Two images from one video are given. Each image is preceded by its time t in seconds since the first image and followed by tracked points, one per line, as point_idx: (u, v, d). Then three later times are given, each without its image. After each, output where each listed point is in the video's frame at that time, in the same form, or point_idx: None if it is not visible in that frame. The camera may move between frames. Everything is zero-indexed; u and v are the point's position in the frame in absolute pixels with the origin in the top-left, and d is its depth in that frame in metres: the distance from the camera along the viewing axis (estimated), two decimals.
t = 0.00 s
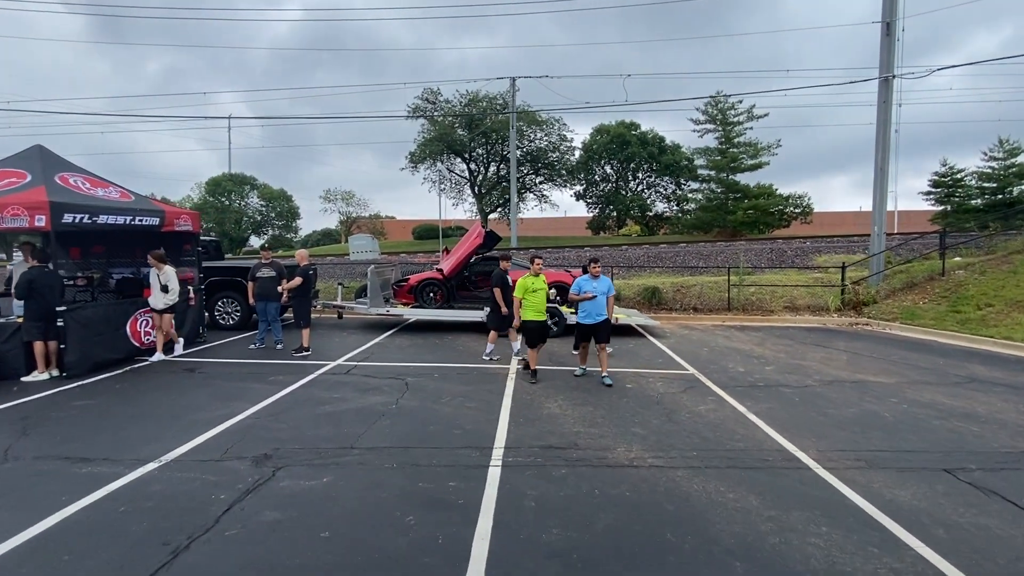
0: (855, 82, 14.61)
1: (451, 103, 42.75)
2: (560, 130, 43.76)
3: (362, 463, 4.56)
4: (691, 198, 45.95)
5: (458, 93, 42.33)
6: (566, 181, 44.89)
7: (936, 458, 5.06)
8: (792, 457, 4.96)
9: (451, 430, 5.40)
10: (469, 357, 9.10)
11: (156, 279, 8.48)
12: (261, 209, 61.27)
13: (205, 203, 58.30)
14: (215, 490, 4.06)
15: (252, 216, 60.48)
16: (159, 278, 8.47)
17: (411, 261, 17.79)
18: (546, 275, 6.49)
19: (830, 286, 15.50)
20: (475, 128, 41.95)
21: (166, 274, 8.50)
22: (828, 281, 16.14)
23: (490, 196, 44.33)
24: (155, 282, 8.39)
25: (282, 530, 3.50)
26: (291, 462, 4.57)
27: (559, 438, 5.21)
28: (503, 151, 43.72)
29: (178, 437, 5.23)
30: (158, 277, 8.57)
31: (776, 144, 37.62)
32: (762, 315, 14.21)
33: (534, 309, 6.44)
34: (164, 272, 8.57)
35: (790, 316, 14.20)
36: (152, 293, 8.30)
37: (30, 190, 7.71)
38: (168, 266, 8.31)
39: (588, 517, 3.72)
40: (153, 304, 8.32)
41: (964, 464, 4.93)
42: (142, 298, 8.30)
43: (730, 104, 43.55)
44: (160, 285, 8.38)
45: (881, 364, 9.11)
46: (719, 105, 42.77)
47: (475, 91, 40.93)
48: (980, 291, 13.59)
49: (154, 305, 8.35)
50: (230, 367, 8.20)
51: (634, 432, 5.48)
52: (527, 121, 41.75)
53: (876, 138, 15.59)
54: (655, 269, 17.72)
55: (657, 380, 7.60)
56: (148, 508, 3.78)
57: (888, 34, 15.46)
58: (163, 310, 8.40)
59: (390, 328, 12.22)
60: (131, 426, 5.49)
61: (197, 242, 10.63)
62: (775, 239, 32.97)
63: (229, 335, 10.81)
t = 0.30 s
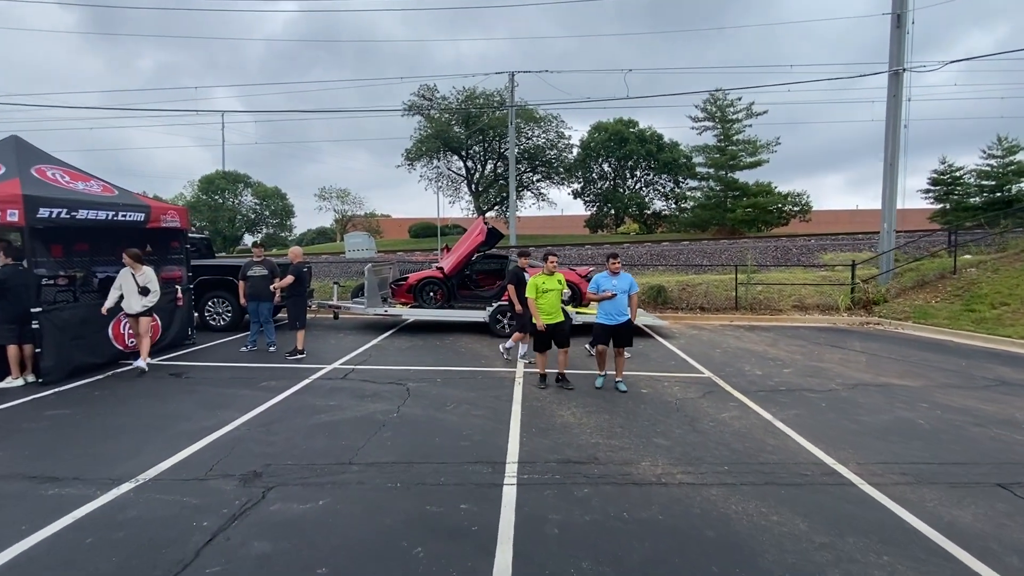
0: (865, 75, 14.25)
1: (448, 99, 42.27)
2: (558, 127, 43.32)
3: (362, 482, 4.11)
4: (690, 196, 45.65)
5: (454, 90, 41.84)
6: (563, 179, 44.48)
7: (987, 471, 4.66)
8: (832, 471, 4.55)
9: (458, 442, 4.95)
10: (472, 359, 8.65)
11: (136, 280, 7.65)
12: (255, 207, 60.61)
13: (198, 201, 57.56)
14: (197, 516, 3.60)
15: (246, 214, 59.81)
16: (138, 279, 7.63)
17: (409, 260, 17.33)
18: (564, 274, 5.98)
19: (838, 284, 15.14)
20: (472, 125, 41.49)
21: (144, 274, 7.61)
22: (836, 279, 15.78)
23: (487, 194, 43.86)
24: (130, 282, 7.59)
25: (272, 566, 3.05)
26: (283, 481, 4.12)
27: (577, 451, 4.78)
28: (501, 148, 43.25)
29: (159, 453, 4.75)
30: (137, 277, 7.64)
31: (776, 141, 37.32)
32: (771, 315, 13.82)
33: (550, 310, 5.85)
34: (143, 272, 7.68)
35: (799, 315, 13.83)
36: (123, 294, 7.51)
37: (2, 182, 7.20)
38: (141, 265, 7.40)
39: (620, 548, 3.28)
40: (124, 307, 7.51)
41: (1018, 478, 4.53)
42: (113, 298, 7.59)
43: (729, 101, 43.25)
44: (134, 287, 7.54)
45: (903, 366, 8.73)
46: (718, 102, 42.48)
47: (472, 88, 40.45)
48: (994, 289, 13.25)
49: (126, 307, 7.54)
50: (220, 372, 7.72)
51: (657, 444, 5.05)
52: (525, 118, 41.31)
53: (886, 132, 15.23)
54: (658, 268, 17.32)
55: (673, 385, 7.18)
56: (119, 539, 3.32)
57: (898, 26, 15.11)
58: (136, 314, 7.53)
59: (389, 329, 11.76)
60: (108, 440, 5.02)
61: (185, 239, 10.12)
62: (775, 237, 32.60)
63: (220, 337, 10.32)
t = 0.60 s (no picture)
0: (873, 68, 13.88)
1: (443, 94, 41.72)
2: (554, 123, 42.84)
3: (357, 509, 3.68)
4: (687, 193, 45.33)
5: (450, 85, 41.30)
6: (560, 175, 44.03)
7: None
8: (875, 491, 4.15)
9: (463, 459, 4.52)
10: (473, 362, 8.22)
11: (105, 281, 6.82)
12: (247, 204, 59.85)
13: (189, 197, 56.71)
14: (169, 554, 3.16)
15: (238, 211, 59.02)
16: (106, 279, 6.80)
17: (405, 258, 16.84)
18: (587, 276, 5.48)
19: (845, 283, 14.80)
20: (468, 121, 40.95)
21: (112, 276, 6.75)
22: (842, 277, 15.44)
23: (483, 191, 43.36)
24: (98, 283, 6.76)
25: None
26: (269, 509, 3.68)
27: (594, 470, 4.36)
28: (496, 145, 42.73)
29: (133, 473, 4.31)
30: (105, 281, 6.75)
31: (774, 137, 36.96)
32: (777, 314, 13.47)
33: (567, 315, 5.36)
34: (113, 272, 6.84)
35: (806, 314, 13.47)
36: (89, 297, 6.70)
37: None
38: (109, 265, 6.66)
39: None
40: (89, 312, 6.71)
41: None
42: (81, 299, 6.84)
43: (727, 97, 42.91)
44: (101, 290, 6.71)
45: (924, 369, 8.36)
46: (716, 98, 42.15)
47: (468, 83, 39.88)
48: (1006, 288, 12.93)
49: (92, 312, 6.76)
50: (205, 378, 7.24)
51: (679, 460, 4.64)
52: (521, 113, 40.83)
53: (894, 127, 14.88)
54: (660, 266, 16.93)
55: (688, 391, 6.78)
56: None
57: (908, 18, 14.74)
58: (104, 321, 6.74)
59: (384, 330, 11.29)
60: (77, 458, 4.56)
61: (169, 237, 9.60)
62: (774, 234, 32.23)
63: (207, 339, 9.82)
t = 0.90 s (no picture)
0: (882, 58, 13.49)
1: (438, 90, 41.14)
2: (551, 119, 42.35)
3: (350, 538, 3.23)
4: (684, 190, 45.01)
5: (445, 80, 40.71)
6: (556, 172, 43.55)
7: None
8: (925, 510, 3.74)
9: (469, 476, 4.10)
10: (474, 364, 7.78)
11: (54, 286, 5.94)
12: (239, 201, 59.10)
13: (180, 194, 55.89)
14: None
15: (231, 208, 58.24)
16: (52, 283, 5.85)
17: (400, 255, 16.36)
18: (602, 274, 5.03)
19: (852, 279, 14.44)
20: (463, 116, 40.41)
21: (60, 278, 5.88)
22: (849, 274, 15.11)
23: (479, 187, 42.85)
24: (43, 288, 5.82)
25: None
26: (249, 538, 3.23)
27: (614, 488, 3.93)
28: (492, 141, 42.20)
29: (100, 494, 3.86)
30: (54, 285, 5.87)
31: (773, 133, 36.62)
32: (784, 312, 13.10)
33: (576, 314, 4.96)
34: (60, 274, 5.90)
35: (814, 312, 13.12)
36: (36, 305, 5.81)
37: None
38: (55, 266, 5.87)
39: None
40: (35, 322, 5.79)
41: None
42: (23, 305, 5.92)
43: (725, 93, 42.58)
44: (48, 296, 5.83)
45: (945, 370, 8.00)
46: (714, 94, 41.81)
47: (463, 78, 39.32)
48: (1018, 284, 12.63)
49: (37, 322, 5.84)
50: (187, 383, 6.77)
51: (705, 475, 4.23)
52: (517, 109, 40.32)
53: (903, 120, 14.53)
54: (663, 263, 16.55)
55: (704, 395, 6.37)
56: None
57: (917, 8, 14.37)
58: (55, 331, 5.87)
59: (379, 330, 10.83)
60: (38, 478, 4.09)
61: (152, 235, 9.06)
62: (772, 231, 31.96)
63: (192, 342, 9.32)
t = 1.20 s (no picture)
0: (892, 50, 13.07)
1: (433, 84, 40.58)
2: (548, 114, 41.84)
3: None
4: (682, 186, 44.64)
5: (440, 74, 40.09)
6: (553, 167, 43.07)
7: None
8: (989, 540, 3.34)
9: (475, 502, 3.66)
10: (475, 368, 7.34)
11: None
12: (232, 197, 58.33)
13: (171, 190, 55.06)
14: None
15: (223, 204, 57.46)
16: None
17: (395, 252, 15.88)
18: (617, 275, 4.56)
19: (860, 277, 14.09)
20: (459, 111, 39.85)
21: None
22: (856, 271, 14.75)
23: (475, 183, 42.32)
24: None
25: None
26: None
27: (638, 516, 3.51)
28: (488, 136, 41.67)
29: (56, 527, 3.40)
30: None
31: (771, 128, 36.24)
32: (792, 310, 12.71)
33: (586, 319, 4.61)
34: None
35: (822, 311, 12.75)
36: None
37: None
38: None
39: None
40: None
41: None
42: None
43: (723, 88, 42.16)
44: None
45: (970, 373, 7.63)
46: (712, 89, 41.40)
47: (459, 72, 38.73)
48: None
49: None
50: (168, 391, 6.29)
51: (737, 498, 3.81)
52: (513, 104, 39.80)
53: (912, 114, 14.14)
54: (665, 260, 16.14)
55: (722, 403, 5.96)
56: None
57: None
58: None
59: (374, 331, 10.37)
60: None
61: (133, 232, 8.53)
62: (772, 227, 31.62)
63: (176, 345, 8.83)
